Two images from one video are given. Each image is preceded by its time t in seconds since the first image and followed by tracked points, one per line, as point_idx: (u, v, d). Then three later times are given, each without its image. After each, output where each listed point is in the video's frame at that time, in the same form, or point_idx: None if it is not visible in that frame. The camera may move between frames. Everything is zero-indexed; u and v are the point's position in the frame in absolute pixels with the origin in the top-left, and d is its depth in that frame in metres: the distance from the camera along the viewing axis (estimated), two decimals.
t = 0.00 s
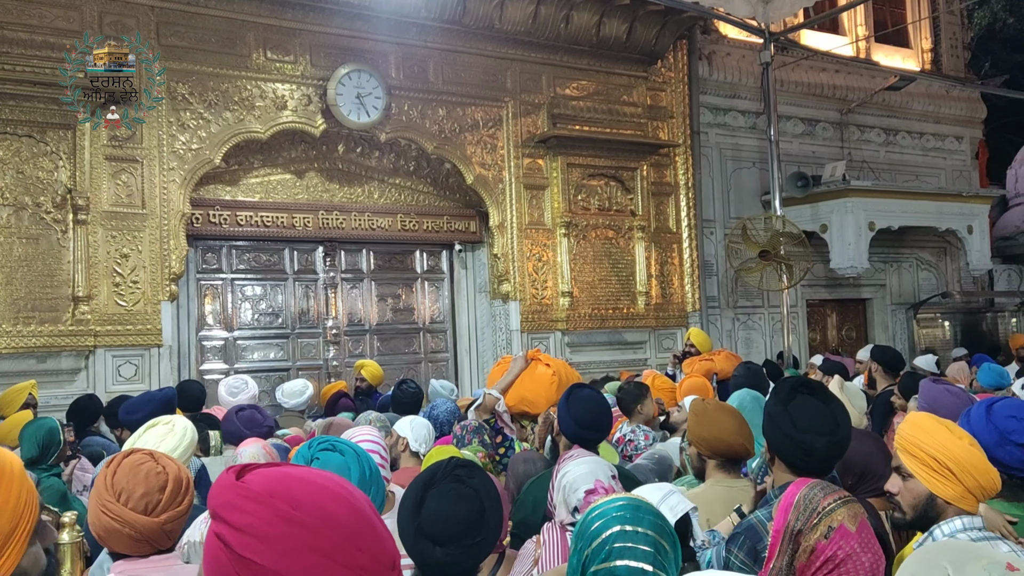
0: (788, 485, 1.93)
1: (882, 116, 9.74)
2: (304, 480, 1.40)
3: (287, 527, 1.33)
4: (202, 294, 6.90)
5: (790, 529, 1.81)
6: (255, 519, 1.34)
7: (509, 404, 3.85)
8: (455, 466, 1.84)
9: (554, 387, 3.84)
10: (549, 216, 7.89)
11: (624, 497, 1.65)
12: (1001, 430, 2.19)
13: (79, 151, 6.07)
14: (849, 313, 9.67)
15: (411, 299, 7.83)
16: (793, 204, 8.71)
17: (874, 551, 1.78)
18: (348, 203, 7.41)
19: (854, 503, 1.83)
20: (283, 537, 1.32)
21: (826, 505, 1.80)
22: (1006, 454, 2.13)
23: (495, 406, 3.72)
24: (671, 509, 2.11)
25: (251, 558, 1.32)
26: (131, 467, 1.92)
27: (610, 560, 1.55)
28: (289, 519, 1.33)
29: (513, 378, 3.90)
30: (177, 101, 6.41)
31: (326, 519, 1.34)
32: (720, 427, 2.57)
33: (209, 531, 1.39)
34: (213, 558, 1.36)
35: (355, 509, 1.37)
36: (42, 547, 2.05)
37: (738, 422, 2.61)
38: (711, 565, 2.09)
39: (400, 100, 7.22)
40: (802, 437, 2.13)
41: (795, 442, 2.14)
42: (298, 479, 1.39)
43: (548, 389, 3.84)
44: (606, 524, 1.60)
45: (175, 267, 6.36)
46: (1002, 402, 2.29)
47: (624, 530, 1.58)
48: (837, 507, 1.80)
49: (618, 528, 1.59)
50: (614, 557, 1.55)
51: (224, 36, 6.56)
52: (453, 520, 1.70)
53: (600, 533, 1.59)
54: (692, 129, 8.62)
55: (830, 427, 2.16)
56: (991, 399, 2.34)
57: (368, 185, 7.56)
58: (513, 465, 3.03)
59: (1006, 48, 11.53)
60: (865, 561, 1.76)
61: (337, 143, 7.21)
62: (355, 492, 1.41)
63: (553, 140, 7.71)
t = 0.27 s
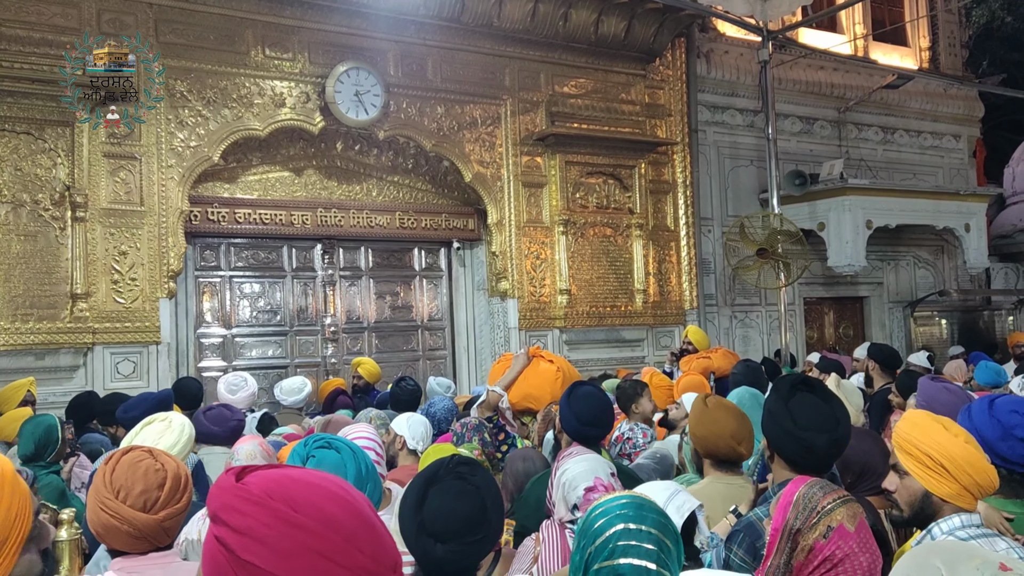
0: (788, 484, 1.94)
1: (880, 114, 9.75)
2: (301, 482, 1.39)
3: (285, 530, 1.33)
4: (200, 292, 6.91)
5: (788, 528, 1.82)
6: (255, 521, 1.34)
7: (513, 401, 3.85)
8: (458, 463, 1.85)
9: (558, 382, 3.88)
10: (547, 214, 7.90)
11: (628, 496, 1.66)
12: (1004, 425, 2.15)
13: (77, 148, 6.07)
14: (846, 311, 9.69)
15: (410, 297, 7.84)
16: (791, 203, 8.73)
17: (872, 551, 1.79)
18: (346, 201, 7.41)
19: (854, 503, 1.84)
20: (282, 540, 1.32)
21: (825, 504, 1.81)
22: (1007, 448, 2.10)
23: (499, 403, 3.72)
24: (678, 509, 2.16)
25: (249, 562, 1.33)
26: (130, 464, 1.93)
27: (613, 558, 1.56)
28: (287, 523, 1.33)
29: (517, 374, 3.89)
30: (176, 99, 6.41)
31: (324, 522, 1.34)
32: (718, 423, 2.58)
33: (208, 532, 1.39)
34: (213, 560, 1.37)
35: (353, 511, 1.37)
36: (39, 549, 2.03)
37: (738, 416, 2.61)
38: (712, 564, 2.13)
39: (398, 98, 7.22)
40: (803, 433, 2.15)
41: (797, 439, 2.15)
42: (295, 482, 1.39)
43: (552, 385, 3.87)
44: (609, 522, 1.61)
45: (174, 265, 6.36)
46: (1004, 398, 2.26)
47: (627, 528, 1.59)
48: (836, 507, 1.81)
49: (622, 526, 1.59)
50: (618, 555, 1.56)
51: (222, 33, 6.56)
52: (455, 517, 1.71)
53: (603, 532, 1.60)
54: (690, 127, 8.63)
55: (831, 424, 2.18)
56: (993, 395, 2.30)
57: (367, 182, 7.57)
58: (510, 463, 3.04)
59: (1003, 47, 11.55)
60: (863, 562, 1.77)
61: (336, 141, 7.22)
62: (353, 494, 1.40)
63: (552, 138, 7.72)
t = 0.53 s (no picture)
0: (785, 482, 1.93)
1: (878, 113, 9.75)
2: (299, 489, 1.38)
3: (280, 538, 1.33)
4: (198, 289, 6.90)
5: (785, 527, 1.81)
6: (250, 527, 1.34)
7: (512, 399, 3.85)
8: (458, 461, 1.85)
9: (557, 380, 3.86)
10: (546, 212, 7.89)
11: (629, 493, 1.66)
12: (1006, 422, 2.19)
13: (74, 145, 6.05)
14: (845, 310, 9.69)
15: (408, 295, 7.83)
16: (789, 201, 8.73)
17: (869, 549, 1.79)
18: (344, 198, 7.40)
19: (851, 501, 1.83)
20: (277, 546, 1.32)
21: (823, 502, 1.81)
22: (1009, 444, 2.13)
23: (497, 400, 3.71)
24: (690, 506, 2.18)
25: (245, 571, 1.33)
26: (127, 462, 1.92)
27: (615, 556, 1.55)
28: (283, 532, 1.32)
29: (516, 372, 3.90)
30: (174, 96, 6.39)
31: (321, 531, 1.33)
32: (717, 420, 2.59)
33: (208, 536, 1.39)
34: (211, 563, 1.37)
35: (351, 519, 1.35)
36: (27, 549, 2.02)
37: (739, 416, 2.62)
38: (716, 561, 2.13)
39: (397, 95, 7.21)
40: (806, 432, 2.14)
41: (801, 438, 2.15)
42: (293, 489, 1.38)
43: (552, 382, 3.86)
44: (612, 521, 1.60)
45: (172, 262, 6.35)
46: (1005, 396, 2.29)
47: (629, 526, 1.58)
48: (834, 504, 1.80)
49: (624, 524, 1.59)
50: (621, 553, 1.55)
51: (220, 30, 6.54)
52: (455, 514, 1.71)
53: (605, 530, 1.60)
54: (689, 125, 8.62)
55: (834, 423, 2.17)
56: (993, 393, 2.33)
57: (365, 180, 7.56)
58: (507, 463, 3.03)
59: (1002, 46, 11.55)
60: (860, 559, 1.76)
61: (334, 139, 7.21)
62: (351, 500, 1.38)
63: (550, 136, 7.71)
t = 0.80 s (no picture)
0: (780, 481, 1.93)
1: (876, 112, 9.76)
2: (290, 489, 1.36)
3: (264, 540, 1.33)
4: (195, 288, 6.88)
5: (780, 527, 1.81)
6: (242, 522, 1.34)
7: (509, 398, 3.86)
8: (455, 459, 1.84)
9: (554, 379, 3.87)
10: (544, 211, 7.89)
11: (628, 493, 1.65)
12: (1007, 420, 2.29)
13: (71, 142, 6.04)
14: (842, 309, 9.70)
15: (406, 294, 7.83)
16: (787, 201, 8.74)
17: (864, 548, 1.78)
18: (342, 197, 7.39)
19: (846, 501, 1.83)
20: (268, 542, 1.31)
21: (818, 502, 1.81)
22: (1010, 442, 2.24)
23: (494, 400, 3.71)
24: (693, 505, 2.24)
25: (232, 568, 1.35)
26: (123, 460, 1.92)
27: (614, 556, 1.55)
28: (262, 538, 1.32)
29: (513, 372, 3.92)
30: (171, 94, 6.38)
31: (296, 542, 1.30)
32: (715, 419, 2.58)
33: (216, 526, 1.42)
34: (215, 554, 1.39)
35: (330, 530, 1.32)
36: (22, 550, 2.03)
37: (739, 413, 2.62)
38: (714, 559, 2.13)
39: (395, 94, 7.21)
40: (809, 431, 2.14)
41: (803, 437, 2.15)
42: (284, 490, 1.36)
43: (548, 381, 3.86)
44: (610, 520, 1.60)
45: (169, 260, 6.34)
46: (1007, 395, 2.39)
47: (628, 526, 1.58)
48: (829, 504, 1.80)
49: (623, 524, 1.59)
50: (619, 553, 1.55)
51: (218, 27, 6.53)
52: (454, 513, 1.70)
53: (604, 530, 1.60)
54: (687, 124, 8.62)
55: (836, 422, 2.17)
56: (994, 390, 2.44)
57: (363, 178, 7.55)
58: (504, 461, 3.03)
59: (999, 46, 11.57)
60: (855, 559, 1.76)
61: (332, 137, 7.20)
62: (338, 507, 1.34)
63: (548, 135, 7.71)
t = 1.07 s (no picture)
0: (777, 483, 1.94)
1: (873, 113, 9.77)
2: (277, 494, 1.33)
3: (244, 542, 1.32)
4: (191, 287, 6.86)
5: (775, 528, 1.81)
6: (228, 524, 1.32)
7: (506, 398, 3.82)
8: (452, 459, 1.83)
9: (552, 381, 3.84)
10: (541, 211, 7.89)
11: (625, 494, 1.65)
12: (1007, 419, 2.29)
13: (67, 140, 6.01)
14: (838, 310, 9.71)
15: (402, 293, 7.82)
16: (784, 201, 8.74)
17: (858, 551, 1.78)
18: (339, 196, 7.38)
19: (841, 503, 1.83)
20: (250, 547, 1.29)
21: (813, 504, 1.80)
22: (1011, 442, 2.23)
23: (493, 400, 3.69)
24: (685, 503, 2.24)
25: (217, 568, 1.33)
26: (119, 460, 1.90)
27: (611, 558, 1.55)
28: (238, 541, 1.30)
29: (510, 372, 3.88)
30: (168, 92, 6.36)
31: (268, 552, 1.28)
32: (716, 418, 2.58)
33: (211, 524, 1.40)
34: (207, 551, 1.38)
35: (303, 546, 1.28)
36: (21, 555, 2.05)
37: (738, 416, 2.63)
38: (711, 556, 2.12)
39: (392, 92, 7.19)
40: (808, 431, 2.14)
41: (801, 437, 2.15)
42: (271, 494, 1.33)
43: (546, 383, 3.83)
44: (607, 522, 1.60)
45: (165, 259, 6.32)
46: (1008, 396, 2.40)
47: (625, 527, 1.58)
48: (824, 507, 1.80)
49: (620, 526, 1.58)
50: (616, 555, 1.55)
51: (215, 26, 6.51)
52: (450, 512, 1.70)
53: (601, 531, 1.59)
54: (684, 125, 8.62)
55: (834, 423, 2.17)
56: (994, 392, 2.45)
57: (360, 177, 7.53)
58: (504, 460, 3.03)
59: (996, 47, 11.59)
60: (849, 561, 1.76)
61: (329, 136, 7.18)
62: (318, 522, 1.30)
63: (546, 135, 7.70)
